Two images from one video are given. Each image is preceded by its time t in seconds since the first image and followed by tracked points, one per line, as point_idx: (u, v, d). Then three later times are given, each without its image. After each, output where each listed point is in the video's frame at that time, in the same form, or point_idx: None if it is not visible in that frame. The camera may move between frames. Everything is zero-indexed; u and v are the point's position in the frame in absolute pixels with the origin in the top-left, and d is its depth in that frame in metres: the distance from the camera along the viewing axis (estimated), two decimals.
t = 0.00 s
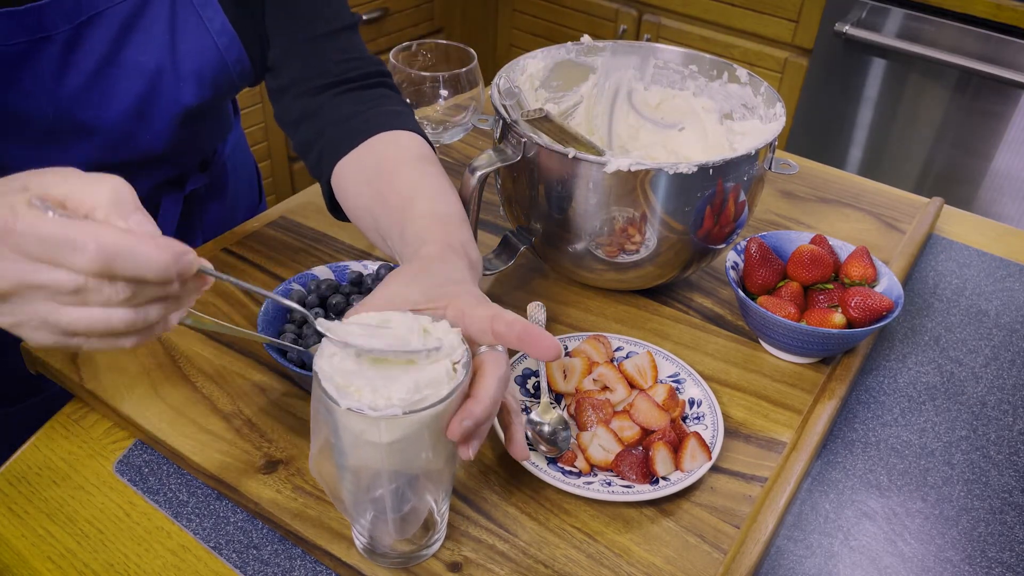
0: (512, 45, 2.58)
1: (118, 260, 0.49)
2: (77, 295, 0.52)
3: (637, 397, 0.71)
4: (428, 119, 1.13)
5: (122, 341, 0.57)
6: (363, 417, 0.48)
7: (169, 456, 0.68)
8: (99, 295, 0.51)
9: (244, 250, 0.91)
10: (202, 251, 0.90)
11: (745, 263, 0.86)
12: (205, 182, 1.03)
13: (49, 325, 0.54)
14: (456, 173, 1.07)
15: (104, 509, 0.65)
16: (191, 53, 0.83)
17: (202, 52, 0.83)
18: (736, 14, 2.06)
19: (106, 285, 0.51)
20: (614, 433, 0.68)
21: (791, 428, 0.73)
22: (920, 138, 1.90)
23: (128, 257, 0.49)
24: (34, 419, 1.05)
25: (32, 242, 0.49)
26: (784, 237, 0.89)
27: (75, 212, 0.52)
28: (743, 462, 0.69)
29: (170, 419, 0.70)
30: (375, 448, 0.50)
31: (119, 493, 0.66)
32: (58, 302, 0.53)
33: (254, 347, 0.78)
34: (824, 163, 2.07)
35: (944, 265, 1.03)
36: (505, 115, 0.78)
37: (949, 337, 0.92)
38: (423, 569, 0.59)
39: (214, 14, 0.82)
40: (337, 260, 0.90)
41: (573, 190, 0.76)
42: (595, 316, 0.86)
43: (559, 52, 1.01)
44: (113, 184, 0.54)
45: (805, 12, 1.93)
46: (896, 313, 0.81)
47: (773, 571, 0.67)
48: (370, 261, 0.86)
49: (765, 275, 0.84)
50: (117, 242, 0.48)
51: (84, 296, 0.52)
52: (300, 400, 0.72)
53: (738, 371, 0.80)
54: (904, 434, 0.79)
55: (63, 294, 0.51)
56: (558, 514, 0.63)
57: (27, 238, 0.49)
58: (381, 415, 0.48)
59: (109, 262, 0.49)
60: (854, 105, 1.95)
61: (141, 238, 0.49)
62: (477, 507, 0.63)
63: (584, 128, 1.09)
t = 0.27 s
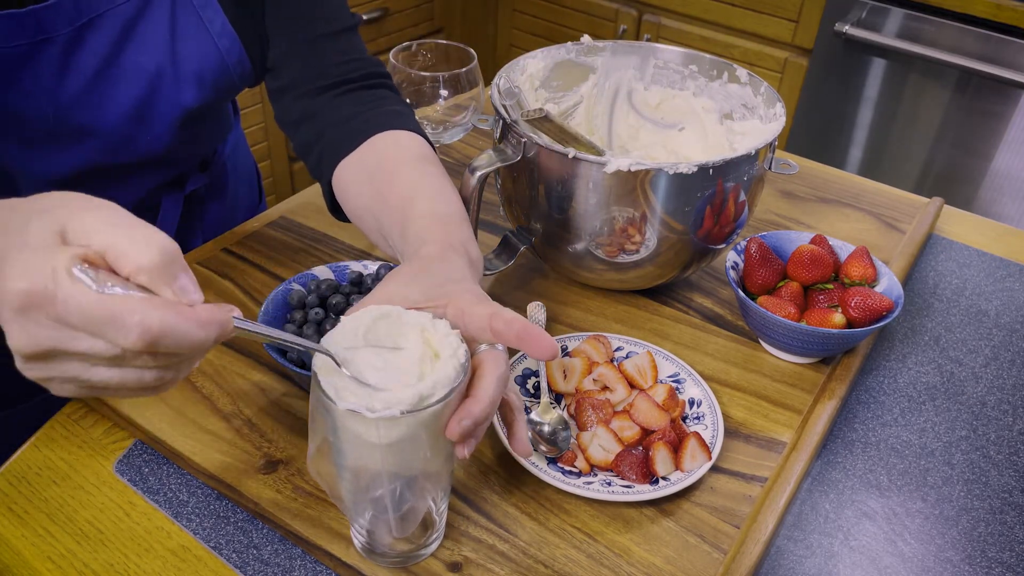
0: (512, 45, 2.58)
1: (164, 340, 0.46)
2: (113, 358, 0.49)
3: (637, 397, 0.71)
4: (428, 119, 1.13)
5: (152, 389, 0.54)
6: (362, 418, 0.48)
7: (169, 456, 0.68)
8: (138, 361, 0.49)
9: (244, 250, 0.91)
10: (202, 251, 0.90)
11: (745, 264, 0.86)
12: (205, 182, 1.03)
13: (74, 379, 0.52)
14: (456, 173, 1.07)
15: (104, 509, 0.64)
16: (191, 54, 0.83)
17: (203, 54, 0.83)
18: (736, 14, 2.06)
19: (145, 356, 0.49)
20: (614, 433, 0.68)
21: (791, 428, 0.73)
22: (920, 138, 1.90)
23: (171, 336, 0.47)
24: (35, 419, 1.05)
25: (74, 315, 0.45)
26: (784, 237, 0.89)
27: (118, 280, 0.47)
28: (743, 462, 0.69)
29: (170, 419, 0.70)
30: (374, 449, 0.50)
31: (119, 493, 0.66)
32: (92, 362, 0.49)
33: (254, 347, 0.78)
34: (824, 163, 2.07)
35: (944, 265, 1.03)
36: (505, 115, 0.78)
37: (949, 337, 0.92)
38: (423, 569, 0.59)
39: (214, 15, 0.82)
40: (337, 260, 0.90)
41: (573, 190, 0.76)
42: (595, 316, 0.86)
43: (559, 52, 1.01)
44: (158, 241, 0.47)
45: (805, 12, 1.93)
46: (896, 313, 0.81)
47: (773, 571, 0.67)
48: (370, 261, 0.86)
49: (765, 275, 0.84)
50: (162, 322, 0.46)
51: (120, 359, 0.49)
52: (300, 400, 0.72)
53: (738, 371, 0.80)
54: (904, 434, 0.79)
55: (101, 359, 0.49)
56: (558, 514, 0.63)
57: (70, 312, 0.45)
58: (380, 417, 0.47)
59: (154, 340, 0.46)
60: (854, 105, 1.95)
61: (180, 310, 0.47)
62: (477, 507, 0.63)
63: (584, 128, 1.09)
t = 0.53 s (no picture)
0: (512, 45, 2.58)
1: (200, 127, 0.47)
2: (142, 159, 0.48)
3: (637, 397, 0.71)
4: (428, 119, 1.13)
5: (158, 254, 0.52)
6: (361, 417, 0.48)
7: (169, 456, 0.68)
8: (166, 164, 0.48)
9: (244, 250, 0.91)
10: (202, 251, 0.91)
11: (745, 264, 0.86)
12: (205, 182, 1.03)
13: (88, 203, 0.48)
14: (456, 173, 1.07)
15: (104, 509, 0.64)
16: (192, 54, 0.86)
17: (203, 57, 0.86)
18: (736, 14, 2.06)
19: (176, 153, 0.48)
20: (614, 433, 0.68)
21: (791, 428, 0.73)
22: (920, 138, 1.90)
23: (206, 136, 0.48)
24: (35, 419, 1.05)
25: (119, 98, 0.45)
26: (784, 237, 0.89)
27: (142, 125, 0.46)
28: (743, 462, 0.69)
29: (170, 419, 0.70)
30: (374, 448, 0.50)
31: (119, 493, 0.66)
32: (117, 171, 0.47)
33: (254, 347, 0.78)
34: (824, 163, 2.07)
35: (944, 265, 1.03)
36: (505, 115, 0.78)
37: (949, 337, 0.92)
38: (424, 569, 0.59)
39: (214, 18, 0.84)
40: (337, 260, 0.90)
41: (573, 190, 0.76)
42: (596, 316, 0.86)
43: (559, 52, 1.02)
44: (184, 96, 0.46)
45: (805, 12, 1.93)
46: (896, 313, 0.81)
47: (773, 571, 0.67)
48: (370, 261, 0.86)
49: (765, 275, 0.84)
50: (204, 111, 0.47)
51: (149, 161, 0.48)
52: (300, 400, 0.72)
53: (738, 371, 0.80)
54: (904, 434, 0.79)
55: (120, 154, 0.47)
56: (558, 514, 0.63)
57: (117, 93, 0.45)
58: (380, 416, 0.47)
59: (194, 121, 0.47)
60: (854, 105, 1.95)
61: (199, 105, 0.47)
62: (477, 507, 0.63)
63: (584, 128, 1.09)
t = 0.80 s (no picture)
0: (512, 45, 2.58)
1: (166, 145, 0.44)
2: (111, 184, 0.45)
3: (637, 397, 0.71)
4: (428, 119, 1.13)
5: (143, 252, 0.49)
6: (360, 417, 0.48)
7: (169, 456, 0.68)
8: (134, 184, 0.46)
9: (244, 250, 0.91)
10: (202, 251, 0.91)
11: (745, 263, 0.86)
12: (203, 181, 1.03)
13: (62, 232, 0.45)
14: (456, 173, 1.07)
15: (104, 509, 0.65)
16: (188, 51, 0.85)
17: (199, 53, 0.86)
18: (736, 14, 2.06)
19: (143, 171, 0.45)
20: (614, 433, 0.68)
21: (791, 428, 0.73)
22: (920, 138, 1.90)
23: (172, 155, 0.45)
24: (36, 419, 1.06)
25: (74, 124, 0.42)
26: (784, 237, 0.89)
27: (108, 145, 0.43)
28: (743, 462, 0.69)
29: (170, 420, 0.69)
30: (372, 448, 0.50)
31: (119, 493, 0.66)
32: (85, 197, 0.44)
33: (254, 348, 0.78)
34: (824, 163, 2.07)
35: (944, 265, 1.03)
36: (505, 115, 0.78)
37: (949, 337, 0.92)
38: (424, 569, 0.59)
39: (210, 15, 0.84)
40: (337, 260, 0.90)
41: (573, 190, 0.76)
42: (595, 316, 0.86)
43: (559, 52, 1.01)
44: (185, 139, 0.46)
45: (805, 12, 1.93)
46: (896, 313, 0.81)
47: (773, 571, 0.67)
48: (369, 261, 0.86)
49: (765, 275, 0.84)
50: (167, 126, 0.44)
51: (118, 183, 0.45)
52: (300, 400, 0.72)
53: (738, 371, 0.80)
54: (905, 434, 0.79)
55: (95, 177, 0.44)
56: (558, 514, 0.63)
57: (70, 119, 0.42)
58: (378, 416, 0.47)
59: (159, 141, 0.44)
60: (854, 105, 1.95)
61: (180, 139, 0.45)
62: (477, 507, 0.63)
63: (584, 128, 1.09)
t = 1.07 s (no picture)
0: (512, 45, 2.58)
1: (185, 297, 0.42)
2: (115, 289, 0.41)
3: (637, 397, 0.71)
4: (428, 119, 1.13)
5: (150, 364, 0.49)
6: (355, 415, 0.48)
7: (169, 456, 0.68)
8: (136, 291, 0.41)
9: (244, 250, 0.91)
10: (202, 251, 0.91)
11: (745, 264, 0.86)
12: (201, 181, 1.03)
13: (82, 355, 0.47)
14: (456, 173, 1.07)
15: (104, 509, 0.65)
16: (185, 51, 0.82)
17: (196, 52, 0.82)
18: (735, 14, 2.06)
19: (162, 318, 0.44)
20: (614, 433, 0.68)
21: (791, 428, 0.73)
22: (920, 138, 1.90)
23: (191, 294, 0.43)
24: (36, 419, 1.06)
25: (91, 276, 0.41)
26: (784, 237, 0.89)
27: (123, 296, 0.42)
28: (743, 463, 0.69)
29: (170, 420, 0.69)
30: (368, 447, 0.50)
31: (119, 494, 0.66)
32: (88, 293, 0.42)
33: (254, 348, 0.78)
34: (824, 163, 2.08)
35: (944, 265, 1.03)
36: (505, 115, 0.78)
37: (949, 337, 0.92)
38: (424, 569, 0.59)
39: (207, 14, 0.81)
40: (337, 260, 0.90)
41: (573, 190, 0.76)
42: (595, 316, 0.86)
43: (559, 52, 1.02)
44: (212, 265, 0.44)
45: (805, 12, 1.93)
46: (896, 313, 0.81)
47: (773, 571, 0.67)
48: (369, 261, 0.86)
49: (765, 275, 0.84)
50: (187, 277, 0.42)
51: (137, 327, 0.45)
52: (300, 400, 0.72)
53: (738, 371, 0.79)
54: (904, 434, 0.79)
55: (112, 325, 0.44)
56: (558, 514, 0.63)
57: (88, 272, 0.41)
58: (372, 414, 0.47)
59: (177, 297, 0.42)
60: (854, 105, 1.95)
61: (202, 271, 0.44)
62: (476, 507, 0.63)
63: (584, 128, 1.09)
